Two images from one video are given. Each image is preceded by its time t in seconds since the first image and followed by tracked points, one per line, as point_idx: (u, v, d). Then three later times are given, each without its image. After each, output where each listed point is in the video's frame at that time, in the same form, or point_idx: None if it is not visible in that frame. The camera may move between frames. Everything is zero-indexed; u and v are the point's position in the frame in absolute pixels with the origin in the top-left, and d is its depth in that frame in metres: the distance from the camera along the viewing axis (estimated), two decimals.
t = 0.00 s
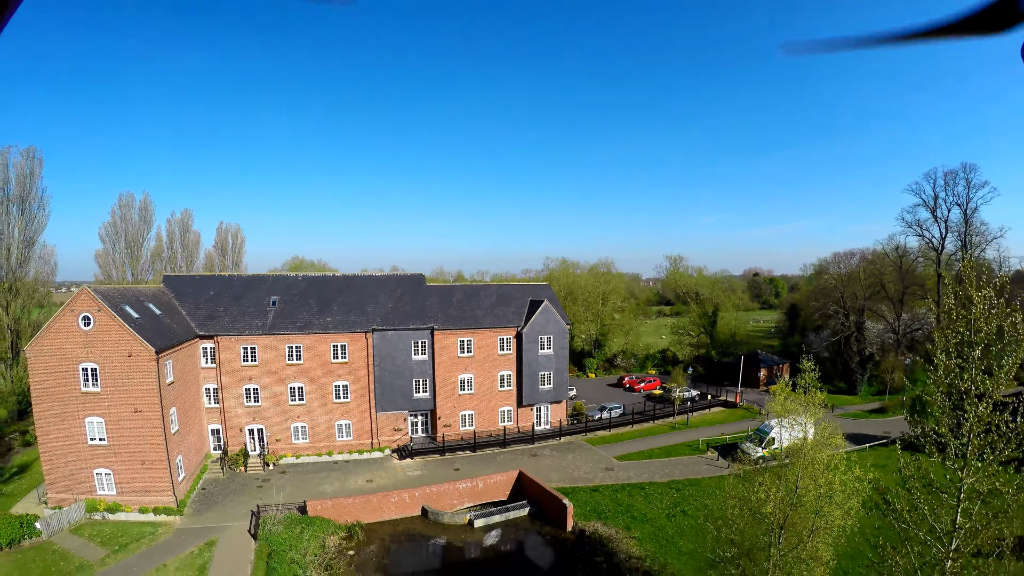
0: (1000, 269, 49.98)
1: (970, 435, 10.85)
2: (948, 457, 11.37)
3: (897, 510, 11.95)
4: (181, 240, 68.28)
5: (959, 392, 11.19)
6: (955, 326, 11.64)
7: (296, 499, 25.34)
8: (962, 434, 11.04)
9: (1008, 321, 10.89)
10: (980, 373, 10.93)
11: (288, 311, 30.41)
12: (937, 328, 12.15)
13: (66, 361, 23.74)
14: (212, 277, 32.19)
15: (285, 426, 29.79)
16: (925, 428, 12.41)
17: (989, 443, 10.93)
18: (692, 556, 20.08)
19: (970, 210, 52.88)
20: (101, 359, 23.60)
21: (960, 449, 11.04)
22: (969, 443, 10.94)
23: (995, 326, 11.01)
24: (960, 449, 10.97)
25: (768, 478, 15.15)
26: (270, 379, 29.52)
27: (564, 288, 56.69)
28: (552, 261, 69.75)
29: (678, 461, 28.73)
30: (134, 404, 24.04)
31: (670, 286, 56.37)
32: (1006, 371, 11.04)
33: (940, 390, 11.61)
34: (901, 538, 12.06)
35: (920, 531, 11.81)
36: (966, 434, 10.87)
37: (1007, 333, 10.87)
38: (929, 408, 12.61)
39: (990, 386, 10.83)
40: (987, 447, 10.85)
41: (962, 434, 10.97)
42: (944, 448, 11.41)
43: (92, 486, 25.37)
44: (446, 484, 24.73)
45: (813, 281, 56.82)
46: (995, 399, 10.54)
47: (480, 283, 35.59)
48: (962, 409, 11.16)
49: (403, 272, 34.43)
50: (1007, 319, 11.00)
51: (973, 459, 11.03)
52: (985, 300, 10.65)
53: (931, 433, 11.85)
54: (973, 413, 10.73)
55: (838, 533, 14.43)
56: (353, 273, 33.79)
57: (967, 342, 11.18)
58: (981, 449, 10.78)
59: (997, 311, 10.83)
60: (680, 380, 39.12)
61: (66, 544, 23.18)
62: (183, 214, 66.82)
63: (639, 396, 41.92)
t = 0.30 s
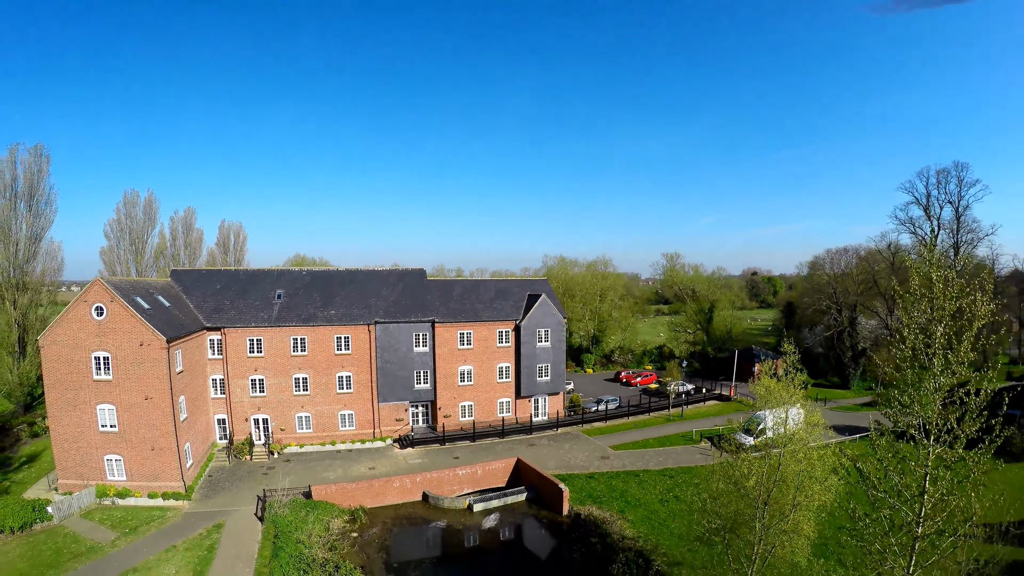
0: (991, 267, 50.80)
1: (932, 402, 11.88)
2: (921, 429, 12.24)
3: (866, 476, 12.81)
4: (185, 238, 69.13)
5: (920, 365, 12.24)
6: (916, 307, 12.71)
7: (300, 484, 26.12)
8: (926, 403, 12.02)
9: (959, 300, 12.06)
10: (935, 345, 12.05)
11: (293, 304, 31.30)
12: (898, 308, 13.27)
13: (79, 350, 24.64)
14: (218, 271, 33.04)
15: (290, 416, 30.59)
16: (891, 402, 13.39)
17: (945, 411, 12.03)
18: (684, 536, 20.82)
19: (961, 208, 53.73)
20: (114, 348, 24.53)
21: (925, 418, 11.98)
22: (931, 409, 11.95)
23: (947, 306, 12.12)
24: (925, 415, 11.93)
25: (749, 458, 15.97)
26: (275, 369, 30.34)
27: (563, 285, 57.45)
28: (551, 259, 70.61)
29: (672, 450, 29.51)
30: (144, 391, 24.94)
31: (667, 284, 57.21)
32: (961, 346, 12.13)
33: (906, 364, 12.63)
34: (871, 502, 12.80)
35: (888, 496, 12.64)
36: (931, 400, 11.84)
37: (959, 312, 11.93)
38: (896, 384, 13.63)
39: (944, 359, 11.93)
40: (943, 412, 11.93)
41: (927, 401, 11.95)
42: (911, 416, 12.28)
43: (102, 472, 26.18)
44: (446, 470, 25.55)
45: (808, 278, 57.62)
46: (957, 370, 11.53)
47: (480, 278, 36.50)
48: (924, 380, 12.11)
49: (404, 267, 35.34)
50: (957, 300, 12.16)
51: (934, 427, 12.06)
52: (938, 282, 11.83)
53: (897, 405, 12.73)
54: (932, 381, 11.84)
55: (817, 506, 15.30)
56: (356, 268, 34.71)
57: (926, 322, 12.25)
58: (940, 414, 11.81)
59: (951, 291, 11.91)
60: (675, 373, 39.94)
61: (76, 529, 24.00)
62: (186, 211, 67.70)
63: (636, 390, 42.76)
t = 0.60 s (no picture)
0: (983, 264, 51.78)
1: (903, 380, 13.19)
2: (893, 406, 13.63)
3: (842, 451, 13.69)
4: (187, 236, 69.94)
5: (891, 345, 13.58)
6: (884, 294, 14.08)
7: (305, 472, 26.94)
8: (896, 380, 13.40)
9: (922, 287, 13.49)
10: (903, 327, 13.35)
11: (299, 299, 32.24)
12: (869, 296, 14.57)
13: (92, 342, 25.52)
14: (224, 267, 33.86)
15: (294, 407, 31.42)
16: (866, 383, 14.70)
17: (913, 389, 13.40)
18: (675, 519, 21.63)
19: (953, 207, 54.76)
20: (126, 339, 25.46)
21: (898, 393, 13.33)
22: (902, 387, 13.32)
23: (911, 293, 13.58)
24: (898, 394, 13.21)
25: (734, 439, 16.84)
26: (280, 362, 31.21)
27: (562, 282, 58.29)
28: (549, 257, 71.50)
29: (666, 441, 30.36)
30: (155, 382, 25.87)
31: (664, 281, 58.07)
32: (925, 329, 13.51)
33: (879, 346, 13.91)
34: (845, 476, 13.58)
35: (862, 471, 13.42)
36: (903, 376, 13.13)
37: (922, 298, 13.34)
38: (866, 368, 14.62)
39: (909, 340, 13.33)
40: (911, 390, 13.30)
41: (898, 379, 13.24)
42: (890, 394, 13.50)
43: (113, 461, 26.99)
44: (447, 459, 26.39)
45: (803, 276, 58.49)
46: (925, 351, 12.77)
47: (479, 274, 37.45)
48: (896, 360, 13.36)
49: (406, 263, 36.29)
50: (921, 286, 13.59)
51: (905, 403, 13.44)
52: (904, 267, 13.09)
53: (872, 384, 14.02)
54: (902, 359, 13.12)
55: (799, 484, 16.20)
56: (359, 264, 35.66)
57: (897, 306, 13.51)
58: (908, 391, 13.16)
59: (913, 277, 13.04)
60: (670, 367, 40.79)
61: (87, 515, 24.86)
62: (189, 210, 68.55)
63: (633, 385, 43.62)
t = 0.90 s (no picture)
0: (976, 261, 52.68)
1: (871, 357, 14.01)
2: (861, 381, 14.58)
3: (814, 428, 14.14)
4: (191, 235, 70.85)
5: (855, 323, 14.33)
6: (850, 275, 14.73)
7: (311, 461, 27.87)
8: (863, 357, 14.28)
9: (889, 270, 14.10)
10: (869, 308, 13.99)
11: (304, 295, 33.27)
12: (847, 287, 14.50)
13: (106, 335, 26.50)
14: (231, 265, 34.84)
15: (300, 400, 32.37)
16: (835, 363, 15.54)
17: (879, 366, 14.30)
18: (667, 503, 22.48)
19: (945, 205, 55.77)
20: (139, 332, 26.47)
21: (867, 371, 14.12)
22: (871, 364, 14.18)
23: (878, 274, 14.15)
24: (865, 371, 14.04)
25: (719, 424, 17.51)
26: (287, 356, 32.20)
27: (560, 281, 59.28)
28: (547, 255, 72.48)
29: (660, 432, 31.34)
30: (167, 373, 26.89)
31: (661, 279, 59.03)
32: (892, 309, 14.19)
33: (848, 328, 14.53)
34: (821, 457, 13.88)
35: (836, 446, 13.73)
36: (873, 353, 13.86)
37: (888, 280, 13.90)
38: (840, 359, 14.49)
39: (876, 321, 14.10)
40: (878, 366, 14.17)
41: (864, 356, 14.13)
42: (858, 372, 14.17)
43: (124, 451, 27.93)
44: (448, 448, 27.36)
45: (798, 274, 59.54)
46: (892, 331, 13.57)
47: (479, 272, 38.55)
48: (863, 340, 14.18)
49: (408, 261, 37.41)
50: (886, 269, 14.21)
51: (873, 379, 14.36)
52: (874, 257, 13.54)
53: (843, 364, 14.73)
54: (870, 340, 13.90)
55: (784, 464, 16.94)
56: (362, 262, 36.74)
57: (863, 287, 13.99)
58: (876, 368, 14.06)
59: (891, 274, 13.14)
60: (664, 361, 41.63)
61: (100, 502, 25.75)
62: (193, 209, 69.47)
63: (629, 379, 44.61)
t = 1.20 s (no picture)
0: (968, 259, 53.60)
1: (838, 342, 13.57)
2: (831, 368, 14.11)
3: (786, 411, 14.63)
4: (195, 235, 71.89)
5: (823, 310, 13.79)
6: (820, 263, 14.20)
7: (318, 451, 28.98)
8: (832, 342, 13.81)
9: (859, 254, 13.49)
10: (835, 293, 13.44)
11: (310, 292, 34.48)
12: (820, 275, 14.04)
13: (121, 329, 27.66)
14: (239, 263, 35.97)
15: (306, 393, 33.50)
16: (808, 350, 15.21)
17: (848, 350, 13.77)
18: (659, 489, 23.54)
19: (936, 205, 56.83)
20: (153, 327, 27.64)
21: (835, 355, 13.66)
22: (839, 348, 13.70)
23: (846, 259, 13.59)
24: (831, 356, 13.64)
25: (706, 413, 18.41)
26: (294, 351, 33.35)
27: (558, 279, 60.45)
28: (546, 255, 73.65)
29: (655, 423, 32.48)
30: (181, 366, 28.06)
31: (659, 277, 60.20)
32: (863, 294, 13.59)
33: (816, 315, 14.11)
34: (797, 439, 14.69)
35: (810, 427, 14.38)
36: (841, 337, 13.47)
37: (857, 265, 13.31)
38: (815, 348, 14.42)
39: (844, 307, 13.47)
40: (847, 351, 13.67)
41: (831, 340, 13.71)
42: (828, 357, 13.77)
43: (138, 442, 29.03)
44: (450, 438, 28.49)
45: (792, 273, 60.68)
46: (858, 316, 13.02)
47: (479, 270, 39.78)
48: (831, 327, 13.76)
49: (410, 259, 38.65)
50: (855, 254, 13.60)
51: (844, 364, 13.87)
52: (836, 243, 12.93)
53: (813, 351, 14.40)
54: (837, 327, 13.47)
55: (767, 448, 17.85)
56: (366, 260, 37.97)
57: (830, 274, 13.48)
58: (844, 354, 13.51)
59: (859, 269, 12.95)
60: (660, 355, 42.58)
61: (116, 490, 26.79)
62: (197, 209, 70.55)
63: (626, 375, 45.74)
